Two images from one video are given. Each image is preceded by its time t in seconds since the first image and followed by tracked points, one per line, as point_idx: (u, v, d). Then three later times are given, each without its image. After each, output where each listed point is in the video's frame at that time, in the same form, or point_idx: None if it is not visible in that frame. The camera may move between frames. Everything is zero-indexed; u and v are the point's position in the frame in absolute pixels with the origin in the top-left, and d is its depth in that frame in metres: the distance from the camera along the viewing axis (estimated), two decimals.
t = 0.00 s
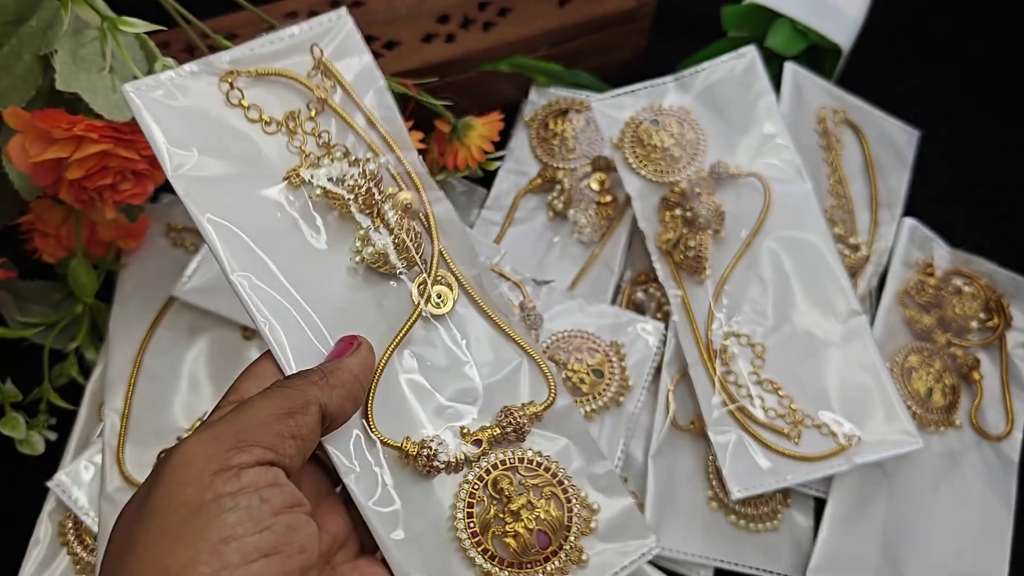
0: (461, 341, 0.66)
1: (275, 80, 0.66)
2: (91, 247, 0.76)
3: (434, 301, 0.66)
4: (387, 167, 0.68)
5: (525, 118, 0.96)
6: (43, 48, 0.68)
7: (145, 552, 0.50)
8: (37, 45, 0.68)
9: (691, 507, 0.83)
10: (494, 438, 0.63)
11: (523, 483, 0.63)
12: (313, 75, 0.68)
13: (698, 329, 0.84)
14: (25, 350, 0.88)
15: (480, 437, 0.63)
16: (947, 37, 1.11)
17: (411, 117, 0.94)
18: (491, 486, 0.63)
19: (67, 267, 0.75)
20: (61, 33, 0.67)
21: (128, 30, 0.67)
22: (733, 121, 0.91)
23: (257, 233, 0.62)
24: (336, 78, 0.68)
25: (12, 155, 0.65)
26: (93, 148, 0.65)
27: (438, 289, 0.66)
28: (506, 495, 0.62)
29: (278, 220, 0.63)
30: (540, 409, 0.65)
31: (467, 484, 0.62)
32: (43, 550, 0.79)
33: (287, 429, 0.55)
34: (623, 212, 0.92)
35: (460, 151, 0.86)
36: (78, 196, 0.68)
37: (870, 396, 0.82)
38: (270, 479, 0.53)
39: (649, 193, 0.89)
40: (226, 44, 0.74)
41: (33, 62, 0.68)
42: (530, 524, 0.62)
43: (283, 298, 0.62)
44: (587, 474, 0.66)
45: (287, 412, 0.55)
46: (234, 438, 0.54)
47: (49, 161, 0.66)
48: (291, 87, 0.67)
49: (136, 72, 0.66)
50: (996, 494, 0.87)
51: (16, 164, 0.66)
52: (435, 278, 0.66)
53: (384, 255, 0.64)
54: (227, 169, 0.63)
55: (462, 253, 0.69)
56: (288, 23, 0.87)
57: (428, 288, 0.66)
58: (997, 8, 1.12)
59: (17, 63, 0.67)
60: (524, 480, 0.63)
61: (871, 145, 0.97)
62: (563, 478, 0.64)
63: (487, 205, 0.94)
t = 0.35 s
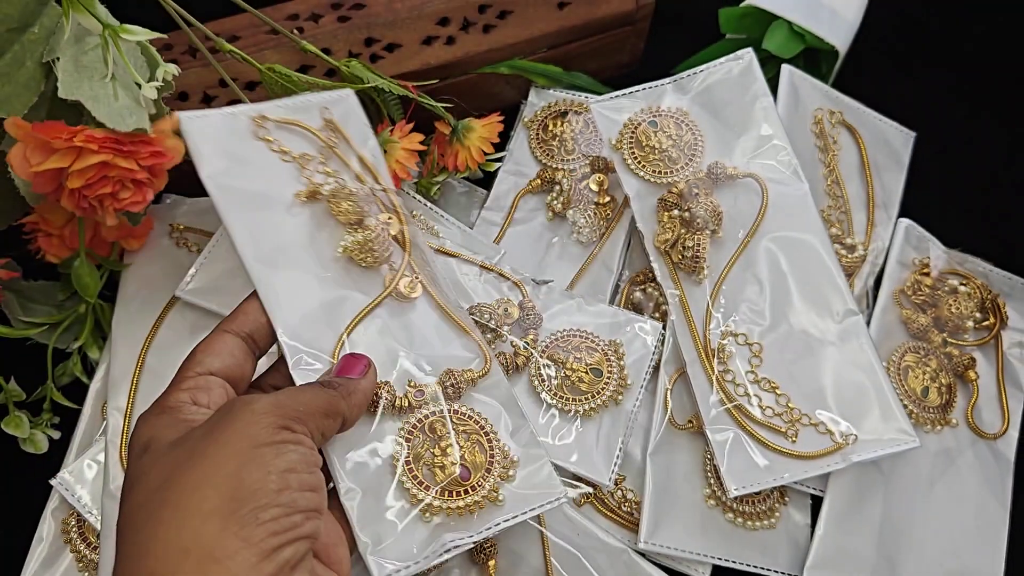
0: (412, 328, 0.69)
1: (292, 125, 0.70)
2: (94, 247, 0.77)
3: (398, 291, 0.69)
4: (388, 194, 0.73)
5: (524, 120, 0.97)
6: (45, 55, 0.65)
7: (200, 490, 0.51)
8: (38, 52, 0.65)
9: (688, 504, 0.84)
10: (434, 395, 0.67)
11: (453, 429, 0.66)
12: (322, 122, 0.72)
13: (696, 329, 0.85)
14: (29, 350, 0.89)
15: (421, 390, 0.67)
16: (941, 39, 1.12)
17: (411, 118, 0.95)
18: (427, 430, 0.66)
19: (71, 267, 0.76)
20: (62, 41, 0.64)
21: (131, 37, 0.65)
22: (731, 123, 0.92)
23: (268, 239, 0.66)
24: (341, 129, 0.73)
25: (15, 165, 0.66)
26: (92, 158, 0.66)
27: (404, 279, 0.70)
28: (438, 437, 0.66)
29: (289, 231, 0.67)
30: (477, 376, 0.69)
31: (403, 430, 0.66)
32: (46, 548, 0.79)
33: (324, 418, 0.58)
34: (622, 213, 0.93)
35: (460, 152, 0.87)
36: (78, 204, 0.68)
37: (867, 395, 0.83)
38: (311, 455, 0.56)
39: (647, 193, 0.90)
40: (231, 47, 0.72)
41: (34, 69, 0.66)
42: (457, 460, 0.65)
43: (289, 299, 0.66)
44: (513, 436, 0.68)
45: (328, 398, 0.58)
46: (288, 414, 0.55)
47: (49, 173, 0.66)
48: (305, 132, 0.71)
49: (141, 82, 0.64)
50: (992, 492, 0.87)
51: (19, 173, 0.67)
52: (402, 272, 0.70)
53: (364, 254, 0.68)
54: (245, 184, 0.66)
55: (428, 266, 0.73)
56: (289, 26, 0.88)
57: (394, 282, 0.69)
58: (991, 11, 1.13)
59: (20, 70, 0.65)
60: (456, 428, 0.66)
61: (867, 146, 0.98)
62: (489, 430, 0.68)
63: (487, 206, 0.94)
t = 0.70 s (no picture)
0: (427, 350, 0.76)
1: (358, 126, 0.79)
2: (97, 246, 0.77)
3: (422, 313, 0.76)
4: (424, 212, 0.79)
5: (524, 121, 0.97)
6: (51, 48, 0.63)
7: (274, 491, 0.52)
8: (44, 47, 0.63)
9: (686, 503, 0.84)
10: (442, 417, 0.74)
11: (453, 452, 0.73)
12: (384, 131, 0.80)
13: (695, 329, 0.86)
14: (31, 349, 0.89)
15: (431, 411, 0.74)
16: (939, 40, 1.12)
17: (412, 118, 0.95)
18: (431, 448, 0.73)
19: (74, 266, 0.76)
20: (69, 32, 0.61)
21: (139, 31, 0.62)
22: (729, 123, 0.93)
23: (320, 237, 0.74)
24: (402, 139, 0.81)
25: (22, 154, 0.62)
26: (104, 146, 0.62)
27: (429, 302, 0.77)
28: (439, 455, 0.73)
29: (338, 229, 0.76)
30: (481, 405, 0.76)
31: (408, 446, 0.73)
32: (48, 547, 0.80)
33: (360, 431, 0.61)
34: (622, 213, 0.94)
35: (460, 153, 0.87)
36: (87, 194, 0.65)
37: (865, 394, 0.83)
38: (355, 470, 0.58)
39: (647, 194, 0.90)
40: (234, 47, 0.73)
41: (41, 64, 0.63)
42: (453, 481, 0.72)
43: (333, 291, 0.74)
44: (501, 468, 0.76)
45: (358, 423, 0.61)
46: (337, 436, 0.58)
47: (59, 159, 0.62)
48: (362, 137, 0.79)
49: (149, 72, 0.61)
50: (990, 491, 0.88)
51: (25, 163, 0.62)
52: (430, 294, 0.77)
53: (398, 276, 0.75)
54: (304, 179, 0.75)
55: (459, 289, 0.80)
56: (290, 26, 0.88)
57: (418, 305, 0.76)
58: (989, 11, 1.13)
59: (25, 64, 0.62)
60: (456, 451, 0.74)
61: (865, 147, 0.98)
62: (483, 456, 0.75)
63: (487, 206, 0.95)
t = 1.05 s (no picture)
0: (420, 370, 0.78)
1: (369, 131, 0.82)
2: (97, 246, 0.77)
3: (415, 334, 0.78)
4: (427, 226, 0.81)
5: (524, 121, 0.97)
6: (48, 49, 0.62)
7: (334, 518, 0.52)
8: (42, 48, 0.63)
9: (687, 504, 0.84)
10: (424, 439, 0.76)
11: (430, 476, 0.75)
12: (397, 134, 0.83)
13: (695, 329, 0.86)
14: (31, 350, 0.89)
15: (414, 433, 0.76)
16: (939, 40, 1.12)
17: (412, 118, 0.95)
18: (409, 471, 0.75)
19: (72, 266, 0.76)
20: (65, 33, 0.61)
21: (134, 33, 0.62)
22: (729, 123, 0.93)
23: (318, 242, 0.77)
24: (413, 145, 0.83)
25: (16, 157, 0.61)
26: (98, 150, 0.62)
27: (424, 323, 0.78)
28: (415, 479, 0.74)
29: (339, 234, 0.79)
30: (465, 427, 0.77)
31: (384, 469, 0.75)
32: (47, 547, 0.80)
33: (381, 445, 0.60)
34: (622, 213, 0.94)
35: (459, 153, 0.87)
36: (82, 198, 0.64)
37: (865, 395, 0.83)
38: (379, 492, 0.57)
39: (647, 194, 0.90)
40: (231, 49, 0.70)
41: (38, 65, 0.63)
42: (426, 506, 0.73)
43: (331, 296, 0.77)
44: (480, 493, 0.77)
45: (382, 436, 0.60)
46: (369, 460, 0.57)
47: (52, 164, 0.62)
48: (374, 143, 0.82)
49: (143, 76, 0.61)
50: (991, 491, 0.88)
51: (20, 166, 0.62)
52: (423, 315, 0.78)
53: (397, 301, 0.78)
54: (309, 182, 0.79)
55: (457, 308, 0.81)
56: (290, 26, 0.88)
57: (414, 324, 0.78)
58: (988, 12, 1.13)
59: (22, 65, 0.62)
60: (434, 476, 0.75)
61: (865, 147, 0.98)
62: (460, 482, 0.76)
63: (487, 206, 0.95)
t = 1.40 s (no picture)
0: (410, 412, 0.78)
1: (352, 171, 0.83)
2: (97, 247, 0.77)
3: (405, 374, 0.78)
4: (414, 264, 0.81)
5: (524, 121, 0.97)
6: (49, 52, 0.62)
7: None
8: (43, 49, 0.63)
9: (687, 504, 0.84)
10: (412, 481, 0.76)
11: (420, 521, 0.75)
12: (381, 171, 0.84)
13: (695, 330, 0.86)
14: (31, 350, 0.89)
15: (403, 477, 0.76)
16: (939, 40, 1.12)
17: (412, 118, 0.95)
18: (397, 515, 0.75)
19: (72, 267, 0.76)
20: (65, 37, 0.62)
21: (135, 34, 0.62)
22: (729, 124, 0.93)
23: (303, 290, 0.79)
24: (399, 181, 0.84)
25: (17, 159, 0.61)
26: (98, 152, 0.62)
27: (416, 365, 0.78)
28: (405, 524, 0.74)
29: (325, 277, 0.80)
30: (454, 470, 0.77)
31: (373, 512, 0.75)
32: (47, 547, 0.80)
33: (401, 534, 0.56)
34: (622, 213, 0.94)
35: (459, 153, 0.87)
36: (83, 199, 0.64)
37: (865, 395, 0.83)
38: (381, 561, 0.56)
39: (647, 194, 0.90)
40: (231, 49, 0.70)
41: (40, 68, 0.63)
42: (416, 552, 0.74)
43: (314, 334, 0.78)
44: (473, 535, 0.77)
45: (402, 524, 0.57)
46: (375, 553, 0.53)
47: (53, 166, 0.62)
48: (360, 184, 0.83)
49: (143, 78, 0.61)
50: (991, 491, 0.88)
51: (21, 168, 0.62)
52: (413, 359, 0.78)
53: (386, 342, 0.78)
54: (294, 230, 0.81)
55: (447, 343, 0.81)
56: (290, 26, 0.88)
57: (404, 365, 0.78)
58: (988, 12, 1.13)
59: (22, 67, 0.62)
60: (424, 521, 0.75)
61: (866, 147, 0.98)
62: (451, 524, 0.76)
63: (487, 206, 0.95)
